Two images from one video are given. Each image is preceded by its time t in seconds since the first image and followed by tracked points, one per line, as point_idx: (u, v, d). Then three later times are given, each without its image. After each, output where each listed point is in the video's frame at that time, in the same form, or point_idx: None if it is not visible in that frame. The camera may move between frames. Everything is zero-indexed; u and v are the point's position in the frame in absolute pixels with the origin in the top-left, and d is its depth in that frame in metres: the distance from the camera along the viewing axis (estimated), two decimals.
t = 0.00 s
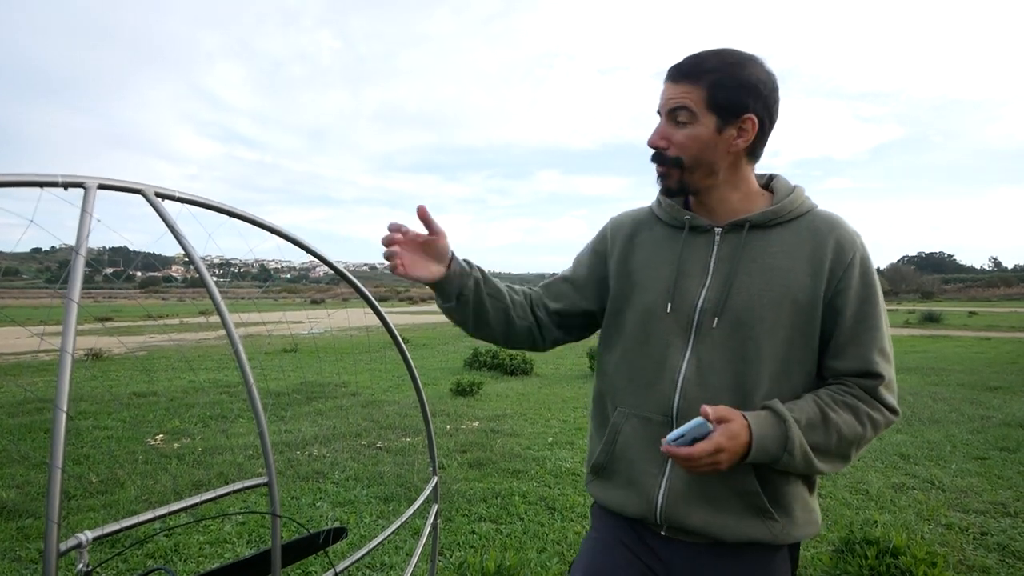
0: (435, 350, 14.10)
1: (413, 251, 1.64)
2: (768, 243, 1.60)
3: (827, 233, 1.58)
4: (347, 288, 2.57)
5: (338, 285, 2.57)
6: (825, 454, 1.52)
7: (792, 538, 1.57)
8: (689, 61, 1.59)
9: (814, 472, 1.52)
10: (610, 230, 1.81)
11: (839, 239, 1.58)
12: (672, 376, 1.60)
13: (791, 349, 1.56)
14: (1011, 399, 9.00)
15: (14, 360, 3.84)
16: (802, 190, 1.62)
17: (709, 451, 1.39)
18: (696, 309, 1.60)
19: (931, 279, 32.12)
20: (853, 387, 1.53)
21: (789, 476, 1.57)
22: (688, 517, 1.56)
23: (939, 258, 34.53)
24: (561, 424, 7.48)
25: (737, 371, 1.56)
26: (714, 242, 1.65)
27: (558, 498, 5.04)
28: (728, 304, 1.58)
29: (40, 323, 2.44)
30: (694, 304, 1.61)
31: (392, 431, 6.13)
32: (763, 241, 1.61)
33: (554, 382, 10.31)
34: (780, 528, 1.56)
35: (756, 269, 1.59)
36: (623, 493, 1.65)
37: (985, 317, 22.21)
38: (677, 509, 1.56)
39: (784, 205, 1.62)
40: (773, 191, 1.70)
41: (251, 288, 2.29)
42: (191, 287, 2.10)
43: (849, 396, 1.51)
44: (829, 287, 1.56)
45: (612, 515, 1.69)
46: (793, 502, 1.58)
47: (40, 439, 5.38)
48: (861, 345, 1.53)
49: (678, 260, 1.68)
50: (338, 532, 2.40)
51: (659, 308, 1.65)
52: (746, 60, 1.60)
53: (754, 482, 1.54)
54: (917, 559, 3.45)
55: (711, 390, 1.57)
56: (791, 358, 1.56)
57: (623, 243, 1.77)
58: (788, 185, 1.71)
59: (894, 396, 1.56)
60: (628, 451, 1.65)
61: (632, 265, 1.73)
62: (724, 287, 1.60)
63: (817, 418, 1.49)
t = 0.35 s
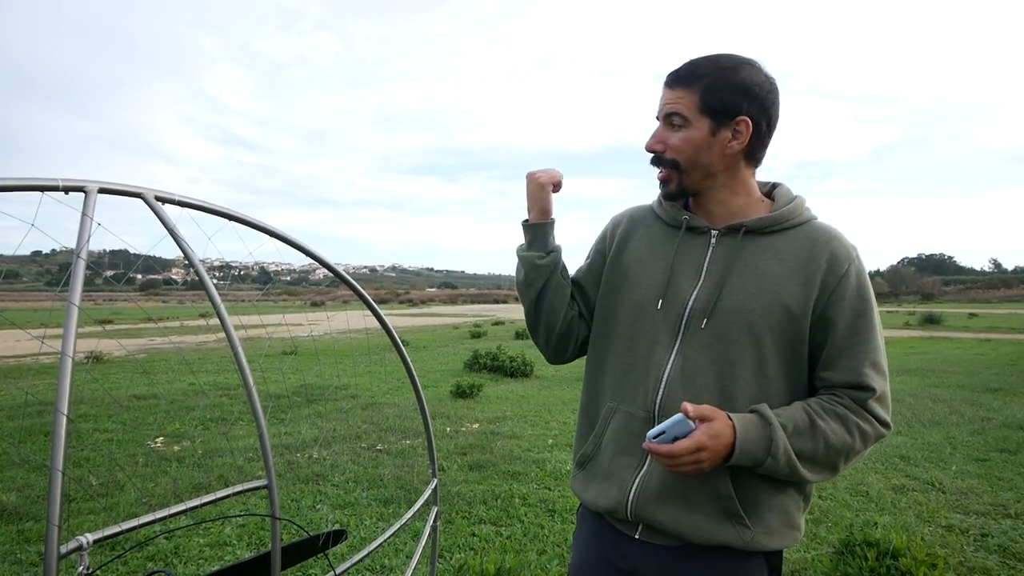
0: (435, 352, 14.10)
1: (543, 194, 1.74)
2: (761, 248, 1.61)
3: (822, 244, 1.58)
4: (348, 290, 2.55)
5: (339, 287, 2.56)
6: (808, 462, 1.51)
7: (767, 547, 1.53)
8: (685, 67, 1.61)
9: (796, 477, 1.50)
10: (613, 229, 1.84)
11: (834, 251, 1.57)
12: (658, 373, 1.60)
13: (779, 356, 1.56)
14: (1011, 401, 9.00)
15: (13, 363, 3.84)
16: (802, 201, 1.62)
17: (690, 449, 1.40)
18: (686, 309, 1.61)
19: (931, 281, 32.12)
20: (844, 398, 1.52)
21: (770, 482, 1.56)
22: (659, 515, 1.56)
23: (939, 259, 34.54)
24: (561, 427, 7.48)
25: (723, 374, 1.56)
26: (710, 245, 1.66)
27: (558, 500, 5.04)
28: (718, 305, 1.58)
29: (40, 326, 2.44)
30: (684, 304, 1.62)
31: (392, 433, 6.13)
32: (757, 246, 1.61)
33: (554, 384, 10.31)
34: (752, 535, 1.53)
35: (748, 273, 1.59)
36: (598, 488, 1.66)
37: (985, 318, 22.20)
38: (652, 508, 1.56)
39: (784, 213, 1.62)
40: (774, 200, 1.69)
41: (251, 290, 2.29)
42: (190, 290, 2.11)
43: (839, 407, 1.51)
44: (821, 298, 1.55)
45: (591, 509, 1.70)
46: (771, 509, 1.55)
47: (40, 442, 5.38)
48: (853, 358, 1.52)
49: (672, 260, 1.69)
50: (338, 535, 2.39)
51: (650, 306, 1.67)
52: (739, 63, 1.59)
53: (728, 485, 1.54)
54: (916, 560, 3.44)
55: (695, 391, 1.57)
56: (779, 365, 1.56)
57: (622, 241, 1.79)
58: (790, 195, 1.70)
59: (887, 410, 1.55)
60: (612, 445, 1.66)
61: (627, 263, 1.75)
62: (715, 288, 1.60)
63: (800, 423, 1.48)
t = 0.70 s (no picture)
0: (435, 354, 14.10)
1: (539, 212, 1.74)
2: (752, 251, 1.61)
3: (814, 245, 1.57)
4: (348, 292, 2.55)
5: (339, 288, 2.55)
6: (800, 462, 1.52)
7: (760, 545, 1.53)
8: (690, 68, 1.61)
9: (787, 478, 1.51)
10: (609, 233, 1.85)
11: (825, 252, 1.57)
12: (651, 375, 1.61)
13: (771, 357, 1.57)
14: (1011, 402, 9.01)
15: (14, 365, 3.85)
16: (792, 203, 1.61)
17: (686, 458, 1.42)
18: (679, 311, 1.62)
19: (930, 282, 32.15)
20: (837, 399, 1.53)
21: (761, 482, 1.56)
22: (651, 514, 1.56)
23: (938, 260, 34.56)
24: (561, 428, 7.48)
25: (716, 375, 1.57)
26: (702, 248, 1.67)
27: (557, 501, 5.04)
28: (710, 308, 1.59)
29: (39, 328, 2.45)
30: (677, 306, 1.63)
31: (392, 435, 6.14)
32: (748, 248, 1.62)
33: (554, 386, 10.32)
34: (743, 533, 1.53)
35: (739, 275, 1.59)
36: (593, 487, 1.67)
37: (984, 319, 22.23)
38: (645, 506, 1.57)
39: (775, 215, 1.62)
40: (766, 202, 1.69)
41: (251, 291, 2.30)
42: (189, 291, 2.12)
43: (832, 408, 1.51)
44: (813, 300, 1.55)
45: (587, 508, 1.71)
46: (763, 509, 1.55)
47: (40, 444, 5.39)
48: (845, 359, 1.52)
49: (665, 262, 1.70)
50: (337, 536, 2.39)
51: (643, 309, 1.68)
52: (741, 68, 1.60)
53: (718, 485, 1.54)
54: (915, 561, 3.44)
55: (688, 392, 1.58)
56: (771, 367, 1.57)
57: (617, 244, 1.80)
58: (782, 196, 1.70)
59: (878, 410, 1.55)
60: (607, 445, 1.67)
61: (622, 266, 1.76)
62: (707, 291, 1.61)
63: (792, 425, 1.49)
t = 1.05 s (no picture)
0: (435, 353, 14.11)
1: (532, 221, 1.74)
2: (748, 247, 1.62)
3: (806, 238, 1.58)
4: (348, 291, 2.55)
5: (339, 288, 2.55)
6: (802, 453, 1.52)
7: (768, 540, 1.54)
8: (686, 69, 1.67)
9: (789, 469, 1.52)
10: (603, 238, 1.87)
11: (818, 244, 1.58)
12: (654, 376, 1.62)
13: (772, 351, 1.57)
14: (1011, 402, 9.01)
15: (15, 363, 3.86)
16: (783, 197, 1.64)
17: (691, 453, 1.42)
18: (678, 311, 1.63)
19: (930, 282, 32.15)
20: (833, 388, 1.53)
21: (766, 477, 1.56)
22: (660, 514, 1.57)
23: (939, 260, 34.53)
24: (561, 428, 7.49)
25: (718, 373, 1.57)
26: (697, 247, 1.68)
27: (557, 500, 5.05)
28: (709, 307, 1.60)
29: (40, 327, 2.46)
30: (677, 307, 1.64)
31: (392, 434, 6.15)
32: (743, 245, 1.63)
33: (554, 385, 10.33)
34: (751, 528, 1.54)
35: (736, 272, 1.60)
36: (601, 491, 1.68)
37: (983, 320, 22.23)
38: (652, 507, 1.58)
39: (766, 212, 1.64)
40: (756, 198, 1.72)
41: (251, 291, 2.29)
42: (190, 291, 2.12)
43: (829, 397, 1.52)
44: (808, 291, 1.55)
45: (595, 513, 1.72)
46: (769, 504, 1.56)
47: (40, 443, 5.40)
48: (842, 347, 1.52)
49: (662, 264, 1.71)
50: (337, 534, 2.40)
51: (643, 311, 1.69)
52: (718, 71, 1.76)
53: (727, 481, 1.55)
54: (915, 560, 3.45)
55: (690, 391, 1.58)
56: (770, 361, 1.57)
57: (612, 249, 1.81)
58: (770, 192, 1.73)
59: (873, 397, 1.55)
60: (614, 449, 1.68)
61: (618, 270, 1.77)
62: (705, 290, 1.62)
63: (792, 417, 1.49)
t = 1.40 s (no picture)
0: (434, 352, 14.11)
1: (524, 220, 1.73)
2: (741, 243, 1.62)
3: (797, 234, 1.60)
4: (347, 290, 2.53)
5: (338, 287, 2.54)
6: (803, 449, 1.52)
7: (769, 537, 1.55)
8: (675, 68, 1.67)
9: (790, 464, 1.52)
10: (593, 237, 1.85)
11: (808, 240, 1.59)
12: (652, 374, 1.61)
13: (768, 347, 1.57)
14: (1010, 400, 9.01)
15: (13, 362, 3.85)
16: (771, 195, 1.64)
17: (698, 453, 1.41)
18: (674, 308, 1.63)
19: (929, 280, 32.16)
20: (829, 381, 1.54)
21: (765, 476, 1.56)
22: (661, 515, 1.56)
23: (938, 259, 34.54)
24: (560, 426, 7.49)
25: (715, 370, 1.57)
26: (690, 245, 1.68)
27: (556, 499, 5.05)
28: (706, 303, 1.60)
29: (37, 326, 2.45)
30: (673, 304, 1.63)
31: (391, 433, 6.15)
32: (737, 241, 1.63)
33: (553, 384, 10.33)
34: (752, 526, 1.54)
35: (732, 268, 1.60)
36: (599, 493, 1.66)
37: (982, 318, 22.23)
38: (654, 507, 1.57)
39: (756, 209, 1.65)
40: (745, 196, 1.73)
41: (250, 290, 2.29)
42: (189, 289, 2.11)
43: (825, 391, 1.53)
44: (801, 286, 1.57)
45: (591, 516, 1.69)
46: (769, 501, 1.56)
47: (39, 442, 5.39)
48: (835, 341, 1.54)
49: (657, 261, 1.70)
50: (337, 533, 2.40)
51: (638, 309, 1.67)
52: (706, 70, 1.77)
53: (728, 478, 1.54)
54: (914, 558, 3.44)
55: (690, 389, 1.58)
56: (767, 357, 1.57)
57: (603, 247, 1.80)
58: (759, 190, 1.74)
59: (866, 389, 1.57)
60: (611, 449, 1.66)
61: (610, 268, 1.75)
62: (700, 287, 1.62)
63: (791, 412, 1.50)
